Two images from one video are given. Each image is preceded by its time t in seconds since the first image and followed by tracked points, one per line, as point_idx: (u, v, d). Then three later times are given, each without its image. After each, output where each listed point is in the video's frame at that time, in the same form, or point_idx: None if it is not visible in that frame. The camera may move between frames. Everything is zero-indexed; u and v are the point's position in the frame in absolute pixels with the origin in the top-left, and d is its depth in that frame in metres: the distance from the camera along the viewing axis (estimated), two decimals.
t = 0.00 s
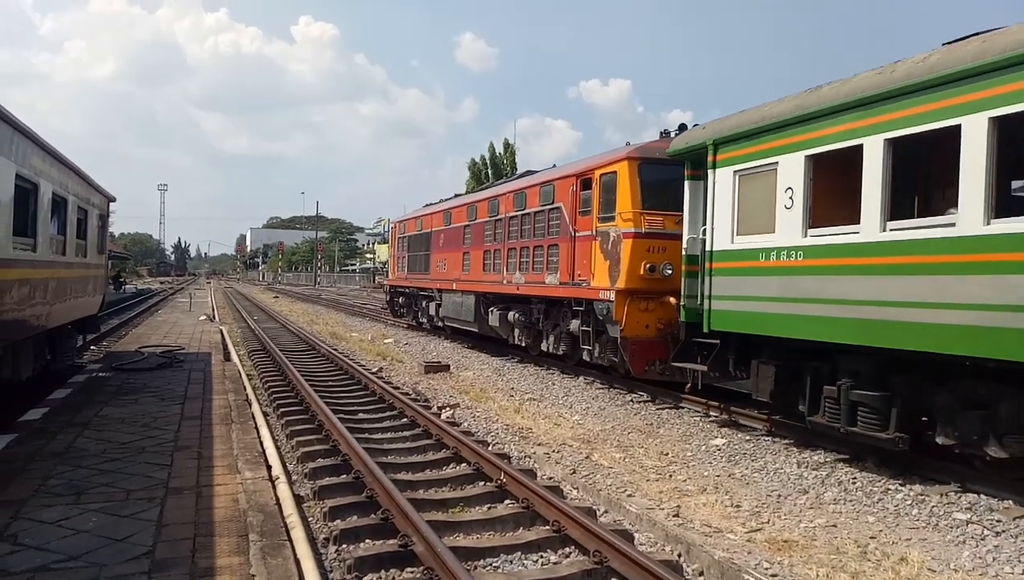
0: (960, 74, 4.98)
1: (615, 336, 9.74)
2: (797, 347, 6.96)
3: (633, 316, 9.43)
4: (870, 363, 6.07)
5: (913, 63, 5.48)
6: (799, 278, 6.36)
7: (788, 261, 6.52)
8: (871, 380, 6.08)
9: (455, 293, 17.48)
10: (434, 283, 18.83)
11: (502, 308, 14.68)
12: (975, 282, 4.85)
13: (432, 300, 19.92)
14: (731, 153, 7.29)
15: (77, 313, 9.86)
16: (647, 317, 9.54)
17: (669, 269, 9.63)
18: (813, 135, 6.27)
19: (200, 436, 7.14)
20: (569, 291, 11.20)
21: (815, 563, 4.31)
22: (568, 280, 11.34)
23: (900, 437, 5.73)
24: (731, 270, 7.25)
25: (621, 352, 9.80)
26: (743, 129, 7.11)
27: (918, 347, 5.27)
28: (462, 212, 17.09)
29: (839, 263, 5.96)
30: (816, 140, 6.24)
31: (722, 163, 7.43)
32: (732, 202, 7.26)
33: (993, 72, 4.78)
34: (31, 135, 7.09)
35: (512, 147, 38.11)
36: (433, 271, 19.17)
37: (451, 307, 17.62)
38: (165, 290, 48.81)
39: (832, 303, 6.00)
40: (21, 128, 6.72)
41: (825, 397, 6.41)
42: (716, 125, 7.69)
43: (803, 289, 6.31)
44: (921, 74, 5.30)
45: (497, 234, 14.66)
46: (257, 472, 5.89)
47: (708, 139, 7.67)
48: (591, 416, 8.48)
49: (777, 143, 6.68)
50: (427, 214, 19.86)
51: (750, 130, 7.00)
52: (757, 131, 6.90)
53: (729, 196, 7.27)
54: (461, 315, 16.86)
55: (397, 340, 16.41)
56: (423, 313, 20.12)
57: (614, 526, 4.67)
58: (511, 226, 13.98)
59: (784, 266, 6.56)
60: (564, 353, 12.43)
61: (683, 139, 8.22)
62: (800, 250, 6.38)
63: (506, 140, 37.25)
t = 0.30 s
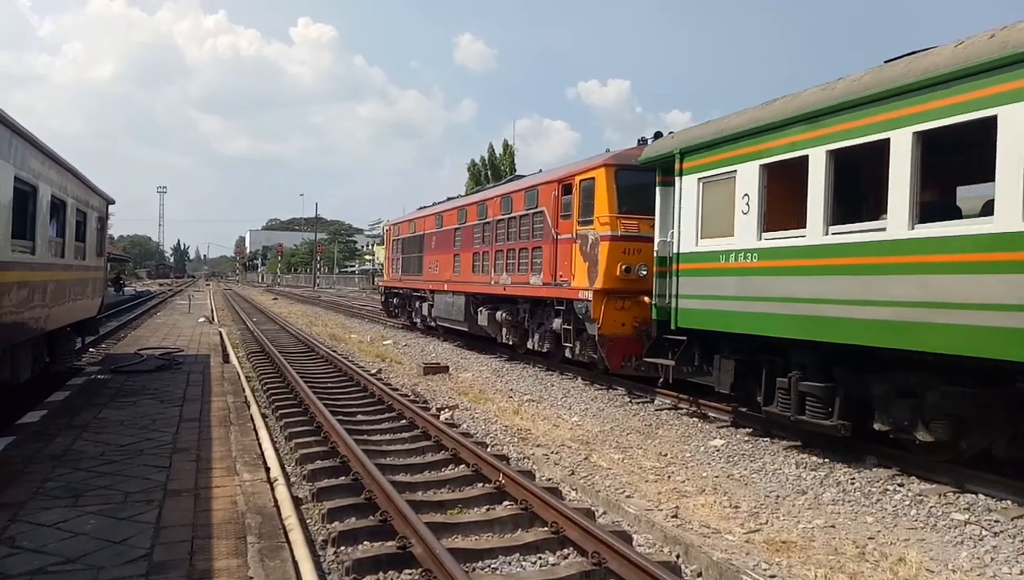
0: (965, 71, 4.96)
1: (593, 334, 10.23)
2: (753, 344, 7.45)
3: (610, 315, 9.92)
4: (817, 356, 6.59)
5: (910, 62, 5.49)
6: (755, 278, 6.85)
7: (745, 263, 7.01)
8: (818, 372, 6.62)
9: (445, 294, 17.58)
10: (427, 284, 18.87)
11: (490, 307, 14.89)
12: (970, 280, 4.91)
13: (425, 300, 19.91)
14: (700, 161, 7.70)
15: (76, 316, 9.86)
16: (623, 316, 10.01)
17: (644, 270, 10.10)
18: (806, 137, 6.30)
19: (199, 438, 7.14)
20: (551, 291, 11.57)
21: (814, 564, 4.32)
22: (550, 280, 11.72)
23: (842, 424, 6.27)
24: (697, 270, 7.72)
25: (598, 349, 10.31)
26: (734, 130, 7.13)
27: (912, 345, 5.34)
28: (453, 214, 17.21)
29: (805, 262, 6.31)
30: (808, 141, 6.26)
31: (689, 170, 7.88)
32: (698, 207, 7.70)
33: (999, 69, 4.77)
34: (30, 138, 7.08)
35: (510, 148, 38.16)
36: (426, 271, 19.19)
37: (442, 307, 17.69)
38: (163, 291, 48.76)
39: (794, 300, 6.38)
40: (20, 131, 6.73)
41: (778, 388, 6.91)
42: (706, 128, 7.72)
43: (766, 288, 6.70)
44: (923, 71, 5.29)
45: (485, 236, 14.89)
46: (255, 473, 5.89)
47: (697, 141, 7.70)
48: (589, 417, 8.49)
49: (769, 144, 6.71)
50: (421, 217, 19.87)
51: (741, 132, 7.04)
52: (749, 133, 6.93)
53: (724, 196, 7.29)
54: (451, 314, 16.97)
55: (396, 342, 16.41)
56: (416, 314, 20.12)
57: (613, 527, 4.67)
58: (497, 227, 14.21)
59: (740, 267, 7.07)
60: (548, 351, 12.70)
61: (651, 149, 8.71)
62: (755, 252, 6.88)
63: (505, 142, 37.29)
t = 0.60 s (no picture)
0: (959, 68, 4.95)
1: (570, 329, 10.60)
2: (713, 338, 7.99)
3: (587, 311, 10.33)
4: (768, 348, 7.14)
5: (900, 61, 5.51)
6: (713, 275, 7.37)
7: (704, 262, 7.54)
8: (768, 362, 7.16)
9: (435, 293, 17.77)
10: (418, 283, 18.89)
11: (476, 305, 15.15)
12: (957, 277, 4.98)
13: (416, 298, 19.89)
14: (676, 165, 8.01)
15: (72, 316, 9.83)
16: (599, 312, 10.47)
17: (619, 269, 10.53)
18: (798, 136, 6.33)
19: (196, 437, 7.13)
20: (533, 289, 11.92)
21: (811, 561, 4.32)
22: (532, 278, 12.10)
23: (789, 411, 6.85)
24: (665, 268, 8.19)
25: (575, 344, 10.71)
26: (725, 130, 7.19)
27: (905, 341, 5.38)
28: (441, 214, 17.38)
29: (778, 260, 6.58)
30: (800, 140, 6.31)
31: (654, 175, 8.42)
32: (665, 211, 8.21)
33: (990, 67, 4.77)
34: (25, 138, 7.06)
35: (508, 147, 38.20)
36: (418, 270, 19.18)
37: (432, 304, 17.81)
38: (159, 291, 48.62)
39: (761, 296, 6.72)
40: (15, 131, 6.71)
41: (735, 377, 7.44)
42: (695, 128, 7.79)
43: (737, 285, 7.03)
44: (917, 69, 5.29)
45: (472, 236, 15.16)
46: (253, 473, 5.89)
47: (688, 141, 7.77)
48: (587, 416, 8.50)
49: (760, 144, 6.77)
50: (411, 217, 19.88)
51: (731, 132, 7.10)
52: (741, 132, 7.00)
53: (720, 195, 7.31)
54: (440, 312, 17.12)
55: (393, 341, 16.40)
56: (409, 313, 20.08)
57: (610, 526, 4.67)
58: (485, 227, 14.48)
59: (701, 265, 7.60)
60: (530, 346, 12.99)
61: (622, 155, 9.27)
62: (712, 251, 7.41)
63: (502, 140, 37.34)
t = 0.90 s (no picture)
0: (934, 74, 5.15)
1: (553, 325, 11.24)
2: (681, 333, 8.40)
3: (567, 309, 10.93)
4: (729, 341, 7.57)
5: (894, 61, 5.55)
6: (675, 276, 7.89)
7: (671, 261, 8.00)
8: (728, 355, 7.61)
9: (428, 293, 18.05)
10: (413, 283, 18.90)
11: (467, 304, 15.57)
12: (947, 276, 5.05)
13: (411, 298, 19.97)
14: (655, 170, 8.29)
15: (72, 316, 9.82)
16: (581, 309, 11.05)
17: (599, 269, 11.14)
18: (791, 136, 6.36)
19: (196, 438, 7.12)
20: (518, 288, 12.43)
21: (812, 561, 4.32)
22: (516, 278, 12.61)
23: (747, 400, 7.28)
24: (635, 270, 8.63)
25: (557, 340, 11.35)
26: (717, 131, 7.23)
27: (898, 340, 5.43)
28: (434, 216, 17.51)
29: (763, 260, 6.71)
30: (792, 141, 6.35)
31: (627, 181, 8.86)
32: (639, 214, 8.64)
33: (986, 66, 4.80)
34: (24, 138, 7.06)
35: (508, 147, 38.22)
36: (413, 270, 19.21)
37: (425, 304, 18.03)
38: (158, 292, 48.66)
39: (742, 296, 6.91)
40: (14, 131, 6.70)
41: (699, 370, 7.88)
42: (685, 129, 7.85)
43: (721, 284, 7.20)
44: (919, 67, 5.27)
45: (463, 237, 15.50)
46: (252, 473, 5.88)
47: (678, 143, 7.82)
48: (587, 415, 8.49)
49: (753, 145, 6.81)
50: (406, 218, 19.87)
51: (720, 132, 7.16)
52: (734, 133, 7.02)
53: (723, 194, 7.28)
54: (433, 311, 17.48)
55: (393, 341, 16.37)
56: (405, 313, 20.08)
57: (611, 525, 4.67)
58: (474, 230, 14.80)
59: (668, 266, 8.05)
60: (517, 343, 13.37)
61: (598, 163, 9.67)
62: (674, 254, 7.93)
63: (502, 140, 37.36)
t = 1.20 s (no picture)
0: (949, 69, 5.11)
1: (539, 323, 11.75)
2: (653, 329, 9.11)
3: (552, 308, 11.39)
4: (696, 336, 8.26)
5: (893, 61, 5.66)
6: (650, 276, 8.55)
7: (645, 262, 8.67)
8: (694, 349, 8.27)
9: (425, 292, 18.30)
10: (413, 283, 18.97)
11: (461, 303, 15.95)
12: (949, 274, 5.13)
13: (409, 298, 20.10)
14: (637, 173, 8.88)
15: (75, 316, 9.85)
16: (565, 308, 11.51)
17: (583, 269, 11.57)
18: (793, 135, 6.49)
19: (199, 438, 7.13)
20: (507, 288, 12.85)
21: (815, 561, 4.31)
22: (505, 278, 13.02)
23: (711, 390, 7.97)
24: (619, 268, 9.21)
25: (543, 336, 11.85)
26: (719, 131, 7.36)
27: (898, 337, 5.52)
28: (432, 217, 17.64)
29: (766, 258, 6.84)
30: (792, 141, 6.50)
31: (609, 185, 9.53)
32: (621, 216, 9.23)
33: (983, 67, 4.91)
34: (28, 139, 7.08)
35: (511, 147, 38.23)
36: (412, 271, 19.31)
37: (421, 303, 18.40)
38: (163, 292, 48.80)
39: (744, 294, 7.05)
40: (17, 132, 6.72)
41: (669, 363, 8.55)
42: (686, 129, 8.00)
43: (724, 282, 7.33)
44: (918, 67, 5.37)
45: (457, 238, 15.80)
46: (256, 474, 5.89)
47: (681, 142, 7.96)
48: (590, 415, 8.48)
49: (754, 144, 6.94)
50: (404, 219, 19.99)
51: (724, 132, 7.28)
52: (735, 132, 7.16)
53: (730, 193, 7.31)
54: (428, 310, 17.87)
55: (396, 341, 16.37)
56: (407, 314, 20.11)
57: (614, 525, 4.66)
58: (468, 231, 15.10)
59: (642, 266, 8.74)
60: (508, 340, 13.80)
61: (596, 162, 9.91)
62: (649, 254, 8.57)
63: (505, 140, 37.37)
